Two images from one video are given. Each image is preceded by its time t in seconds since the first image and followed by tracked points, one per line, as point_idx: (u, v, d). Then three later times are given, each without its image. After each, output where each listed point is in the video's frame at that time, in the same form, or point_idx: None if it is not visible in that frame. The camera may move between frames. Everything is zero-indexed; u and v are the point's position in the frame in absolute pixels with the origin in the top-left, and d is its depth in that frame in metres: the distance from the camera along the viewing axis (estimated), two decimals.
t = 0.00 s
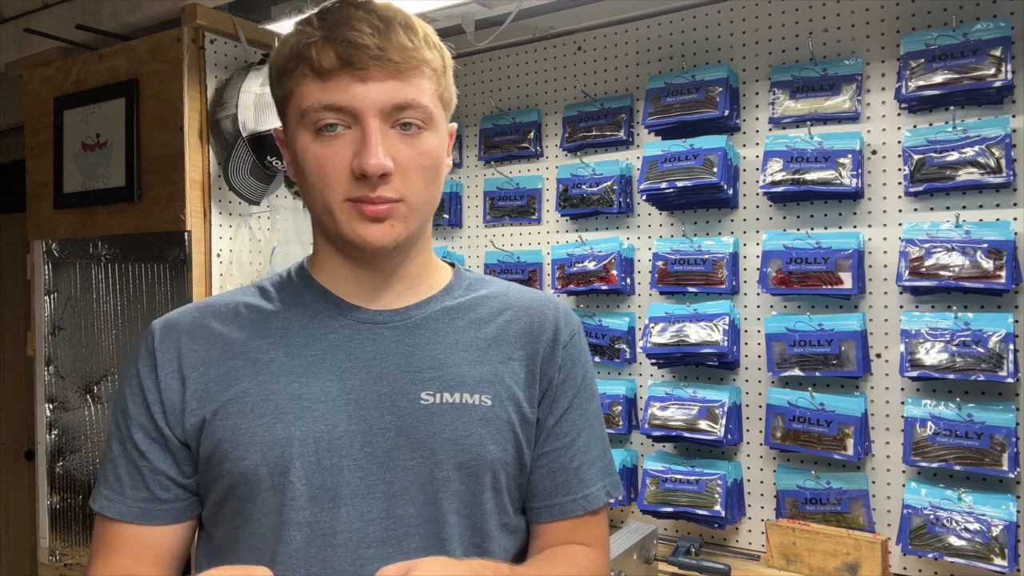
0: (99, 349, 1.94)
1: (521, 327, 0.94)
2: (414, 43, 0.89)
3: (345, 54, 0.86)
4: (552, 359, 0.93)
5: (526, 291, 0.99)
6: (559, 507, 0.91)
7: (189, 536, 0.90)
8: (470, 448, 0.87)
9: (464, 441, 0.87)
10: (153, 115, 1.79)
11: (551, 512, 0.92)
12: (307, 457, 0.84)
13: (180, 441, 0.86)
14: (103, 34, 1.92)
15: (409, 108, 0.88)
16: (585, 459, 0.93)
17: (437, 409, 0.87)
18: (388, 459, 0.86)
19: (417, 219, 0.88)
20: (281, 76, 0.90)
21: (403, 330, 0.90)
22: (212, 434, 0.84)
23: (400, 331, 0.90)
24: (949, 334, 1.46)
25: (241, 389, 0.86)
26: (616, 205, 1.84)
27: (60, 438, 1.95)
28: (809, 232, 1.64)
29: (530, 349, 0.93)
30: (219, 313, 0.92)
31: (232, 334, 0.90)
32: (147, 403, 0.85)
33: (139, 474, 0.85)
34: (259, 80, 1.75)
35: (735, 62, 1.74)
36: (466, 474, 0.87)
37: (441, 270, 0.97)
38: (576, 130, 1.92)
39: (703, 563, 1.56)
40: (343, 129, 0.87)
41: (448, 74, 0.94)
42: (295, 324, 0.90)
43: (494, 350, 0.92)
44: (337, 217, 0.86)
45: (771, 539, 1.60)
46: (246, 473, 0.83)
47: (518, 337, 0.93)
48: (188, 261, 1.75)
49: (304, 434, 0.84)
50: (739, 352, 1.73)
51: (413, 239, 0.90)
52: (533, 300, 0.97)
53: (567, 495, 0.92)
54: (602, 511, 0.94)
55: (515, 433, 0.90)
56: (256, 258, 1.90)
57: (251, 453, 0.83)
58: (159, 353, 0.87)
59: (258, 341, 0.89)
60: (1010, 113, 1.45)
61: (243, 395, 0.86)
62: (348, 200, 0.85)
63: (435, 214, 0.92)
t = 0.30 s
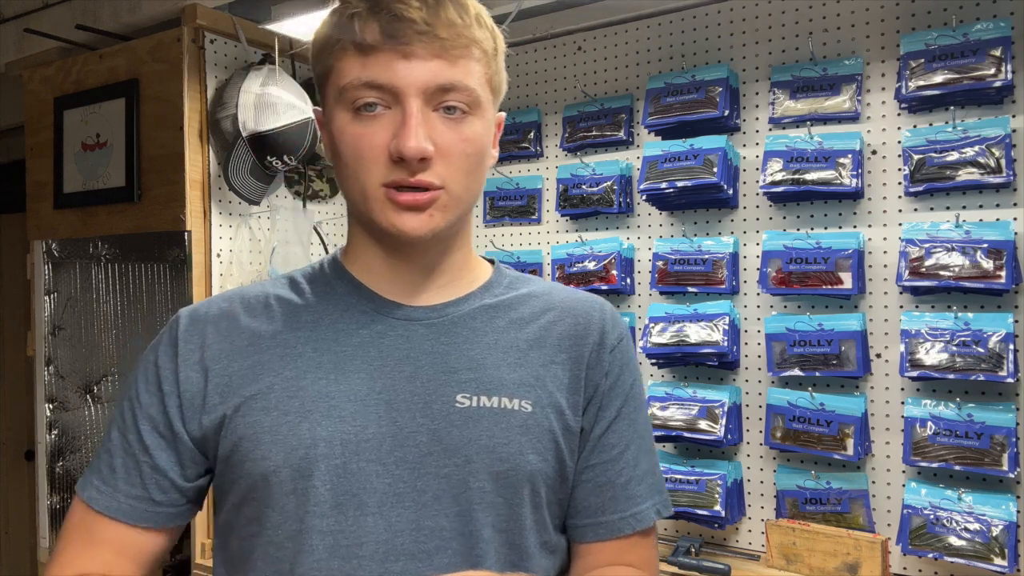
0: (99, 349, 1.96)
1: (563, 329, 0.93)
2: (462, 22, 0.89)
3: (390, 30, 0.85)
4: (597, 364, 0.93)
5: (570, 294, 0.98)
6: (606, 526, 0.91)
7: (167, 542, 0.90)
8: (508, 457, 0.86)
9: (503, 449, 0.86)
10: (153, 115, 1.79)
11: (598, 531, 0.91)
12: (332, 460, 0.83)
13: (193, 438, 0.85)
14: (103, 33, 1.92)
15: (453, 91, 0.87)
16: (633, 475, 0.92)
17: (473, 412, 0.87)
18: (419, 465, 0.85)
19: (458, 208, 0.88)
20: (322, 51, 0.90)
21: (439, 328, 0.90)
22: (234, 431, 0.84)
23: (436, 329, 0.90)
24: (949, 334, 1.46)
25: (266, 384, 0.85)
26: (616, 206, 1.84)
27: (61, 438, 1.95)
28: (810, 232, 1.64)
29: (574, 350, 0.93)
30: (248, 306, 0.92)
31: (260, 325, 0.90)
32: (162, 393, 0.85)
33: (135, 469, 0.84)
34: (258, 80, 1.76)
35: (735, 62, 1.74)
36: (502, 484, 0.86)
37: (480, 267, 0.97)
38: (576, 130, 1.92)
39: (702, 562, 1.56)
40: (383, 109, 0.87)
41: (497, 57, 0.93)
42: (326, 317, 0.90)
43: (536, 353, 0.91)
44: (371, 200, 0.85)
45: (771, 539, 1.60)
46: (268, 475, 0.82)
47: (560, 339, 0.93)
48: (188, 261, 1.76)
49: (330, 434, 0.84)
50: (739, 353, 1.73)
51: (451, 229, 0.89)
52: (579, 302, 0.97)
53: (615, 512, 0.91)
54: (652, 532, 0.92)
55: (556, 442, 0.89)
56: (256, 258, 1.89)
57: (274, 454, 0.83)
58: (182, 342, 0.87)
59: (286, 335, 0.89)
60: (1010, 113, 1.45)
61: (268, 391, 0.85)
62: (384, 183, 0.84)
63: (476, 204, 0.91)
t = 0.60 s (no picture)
0: (99, 349, 2.00)
1: (590, 342, 0.93)
2: (490, 29, 0.88)
3: (414, 39, 0.86)
4: (623, 379, 0.93)
5: (598, 305, 0.98)
6: (629, 548, 0.90)
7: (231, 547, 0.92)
8: (530, 478, 0.86)
9: (526, 469, 0.86)
10: (153, 115, 1.79)
11: (622, 552, 0.90)
12: (351, 477, 0.84)
13: (217, 450, 0.87)
14: (103, 33, 1.92)
15: (478, 102, 0.87)
16: (660, 495, 0.91)
17: (495, 429, 0.87)
18: (440, 482, 0.85)
19: (482, 221, 0.88)
20: (349, 57, 0.91)
21: (462, 339, 0.91)
22: (253, 444, 0.85)
23: (458, 339, 0.91)
24: (949, 334, 1.46)
25: (286, 396, 0.87)
26: (616, 206, 1.84)
27: (61, 438, 1.92)
28: (809, 232, 1.63)
29: (600, 364, 0.92)
30: (267, 314, 0.94)
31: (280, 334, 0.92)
32: (185, 408, 0.87)
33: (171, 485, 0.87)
34: (258, 80, 1.76)
35: (735, 62, 1.74)
36: (523, 505, 0.85)
37: (506, 276, 0.98)
38: (576, 130, 1.92)
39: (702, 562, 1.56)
40: (406, 119, 0.87)
41: (528, 64, 0.92)
42: (347, 325, 0.92)
43: (561, 367, 0.91)
44: (392, 213, 0.86)
45: (771, 539, 1.60)
46: (287, 490, 0.83)
47: (586, 353, 0.93)
48: (188, 261, 1.75)
49: (350, 449, 0.85)
50: (739, 352, 1.73)
51: (474, 241, 0.89)
52: (606, 314, 0.97)
53: (640, 534, 0.90)
54: (678, 554, 0.92)
55: (580, 461, 0.88)
56: (256, 259, 1.90)
57: (294, 469, 0.83)
58: (200, 354, 0.89)
59: (306, 345, 0.91)
60: (1010, 113, 1.45)
61: (287, 403, 0.86)
62: (405, 195, 0.85)
63: (502, 215, 0.92)
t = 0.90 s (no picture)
0: (99, 350, 2.01)
1: (602, 342, 0.93)
2: (481, 26, 0.87)
3: (403, 43, 0.85)
4: (636, 378, 0.92)
5: (610, 304, 0.98)
6: (644, 547, 0.90)
7: (239, 549, 0.93)
8: (546, 478, 0.86)
9: (542, 469, 0.86)
10: (153, 115, 1.79)
11: (637, 551, 0.90)
12: (367, 478, 0.84)
13: (231, 453, 0.87)
14: (102, 33, 1.92)
15: (474, 101, 0.86)
16: (675, 494, 0.91)
17: (510, 430, 0.87)
18: (456, 483, 0.85)
19: (484, 221, 0.88)
20: (344, 67, 0.91)
21: (476, 339, 0.91)
22: (267, 446, 0.85)
23: (470, 340, 0.91)
24: (949, 334, 1.46)
25: (301, 398, 0.87)
26: (616, 205, 1.84)
27: (61, 438, 1.92)
28: (809, 232, 1.63)
29: (614, 364, 0.92)
30: (279, 315, 0.94)
31: (294, 337, 0.92)
32: (199, 408, 0.87)
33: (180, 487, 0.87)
34: (258, 80, 1.76)
35: (735, 62, 1.74)
36: (540, 505, 0.85)
37: (516, 276, 0.99)
38: (576, 130, 1.92)
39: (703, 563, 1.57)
40: (404, 124, 0.87)
41: (522, 58, 0.91)
42: (360, 327, 0.93)
43: (575, 366, 0.91)
44: (399, 219, 0.87)
45: (772, 539, 1.60)
46: (302, 492, 0.83)
47: (598, 353, 0.93)
48: (188, 261, 1.75)
49: (367, 451, 0.85)
50: (739, 352, 1.73)
51: (481, 242, 0.89)
52: (618, 313, 0.97)
53: (655, 533, 0.90)
54: (694, 553, 0.92)
55: (594, 461, 0.88)
56: (256, 259, 1.90)
57: (309, 471, 0.83)
58: (213, 355, 0.89)
59: (318, 347, 0.91)
60: (1010, 113, 1.45)
61: (301, 405, 0.86)
62: (409, 201, 0.86)
63: (507, 214, 0.92)
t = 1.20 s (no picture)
0: (99, 350, 2.01)
1: (603, 346, 0.94)
2: (489, 28, 0.88)
3: (412, 43, 0.85)
4: (637, 382, 0.93)
5: (609, 308, 0.99)
6: (644, 551, 0.91)
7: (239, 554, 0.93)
8: (548, 481, 0.86)
9: (544, 472, 0.86)
10: (153, 115, 1.79)
11: (637, 555, 0.91)
12: (368, 482, 0.84)
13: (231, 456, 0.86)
14: (103, 33, 1.92)
15: (481, 102, 0.87)
16: (674, 498, 0.93)
17: (512, 433, 0.87)
18: (457, 486, 0.85)
19: (490, 224, 0.88)
20: (349, 65, 0.91)
21: (477, 342, 0.92)
22: (266, 448, 0.84)
23: (471, 342, 0.91)
24: (949, 334, 1.46)
25: (301, 400, 0.86)
26: (616, 205, 1.84)
27: (61, 438, 1.91)
28: (810, 232, 1.63)
29: (615, 368, 0.93)
30: (278, 317, 0.94)
31: (292, 338, 0.92)
32: (196, 409, 0.87)
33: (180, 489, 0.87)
34: (258, 80, 1.76)
35: (735, 62, 1.74)
36: (541, 507, 0.86)
37: (517, 280, 0.99)
38: (576, 130, 1.92)
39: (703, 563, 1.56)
40: (410, 125, 0.87)
41: (528, 60, 0.92)
42: (360, 329, 0.93)
43: (576, 370, 0.92)
44: (404, 222, 0.86)
45: (772, 539, 1.60)
46: (301, 495, 0.83)
47: (600, 357, 0.93)
48: (188, 261, 1.75)
49: (367, 454, 0.84)
50: (739, 352, 1.73)
51: (485, 244, 0.90)
52: (618, 318, 0.97)
53: (655, 538, 0.91)
54: (693, 557, 0.93)
55: (595, 464, 0.89)
56: (256, 258, 1.90)
57: (309, 473, 0.83)
58: (210, 355, 0.89)
59: (318, 349, 0.91)
60: (1010, 113, 1.45)
61: (301, 407, 0.86)
62: (414, 203, 0.86)
63: (510, 217, 0.92)
